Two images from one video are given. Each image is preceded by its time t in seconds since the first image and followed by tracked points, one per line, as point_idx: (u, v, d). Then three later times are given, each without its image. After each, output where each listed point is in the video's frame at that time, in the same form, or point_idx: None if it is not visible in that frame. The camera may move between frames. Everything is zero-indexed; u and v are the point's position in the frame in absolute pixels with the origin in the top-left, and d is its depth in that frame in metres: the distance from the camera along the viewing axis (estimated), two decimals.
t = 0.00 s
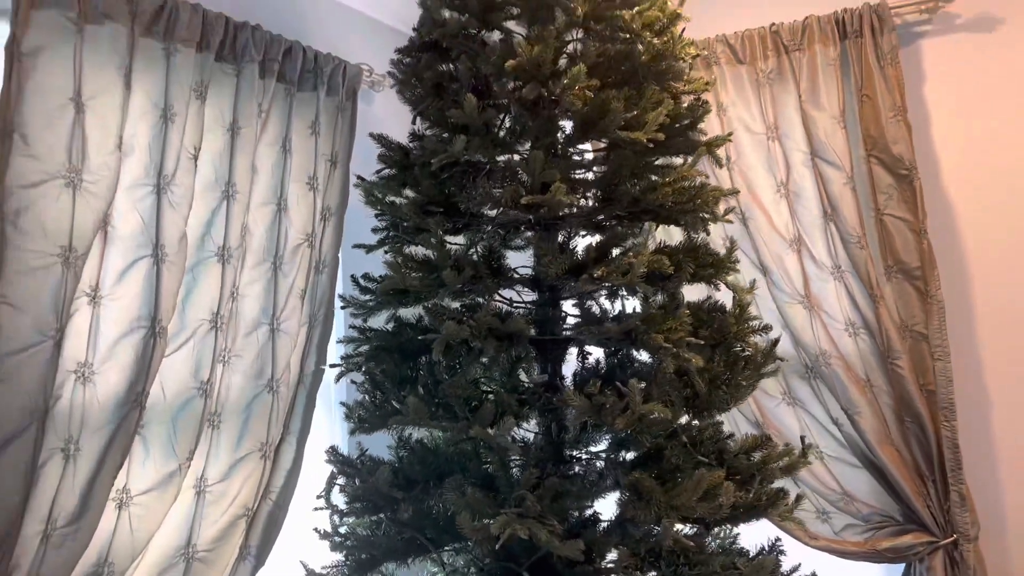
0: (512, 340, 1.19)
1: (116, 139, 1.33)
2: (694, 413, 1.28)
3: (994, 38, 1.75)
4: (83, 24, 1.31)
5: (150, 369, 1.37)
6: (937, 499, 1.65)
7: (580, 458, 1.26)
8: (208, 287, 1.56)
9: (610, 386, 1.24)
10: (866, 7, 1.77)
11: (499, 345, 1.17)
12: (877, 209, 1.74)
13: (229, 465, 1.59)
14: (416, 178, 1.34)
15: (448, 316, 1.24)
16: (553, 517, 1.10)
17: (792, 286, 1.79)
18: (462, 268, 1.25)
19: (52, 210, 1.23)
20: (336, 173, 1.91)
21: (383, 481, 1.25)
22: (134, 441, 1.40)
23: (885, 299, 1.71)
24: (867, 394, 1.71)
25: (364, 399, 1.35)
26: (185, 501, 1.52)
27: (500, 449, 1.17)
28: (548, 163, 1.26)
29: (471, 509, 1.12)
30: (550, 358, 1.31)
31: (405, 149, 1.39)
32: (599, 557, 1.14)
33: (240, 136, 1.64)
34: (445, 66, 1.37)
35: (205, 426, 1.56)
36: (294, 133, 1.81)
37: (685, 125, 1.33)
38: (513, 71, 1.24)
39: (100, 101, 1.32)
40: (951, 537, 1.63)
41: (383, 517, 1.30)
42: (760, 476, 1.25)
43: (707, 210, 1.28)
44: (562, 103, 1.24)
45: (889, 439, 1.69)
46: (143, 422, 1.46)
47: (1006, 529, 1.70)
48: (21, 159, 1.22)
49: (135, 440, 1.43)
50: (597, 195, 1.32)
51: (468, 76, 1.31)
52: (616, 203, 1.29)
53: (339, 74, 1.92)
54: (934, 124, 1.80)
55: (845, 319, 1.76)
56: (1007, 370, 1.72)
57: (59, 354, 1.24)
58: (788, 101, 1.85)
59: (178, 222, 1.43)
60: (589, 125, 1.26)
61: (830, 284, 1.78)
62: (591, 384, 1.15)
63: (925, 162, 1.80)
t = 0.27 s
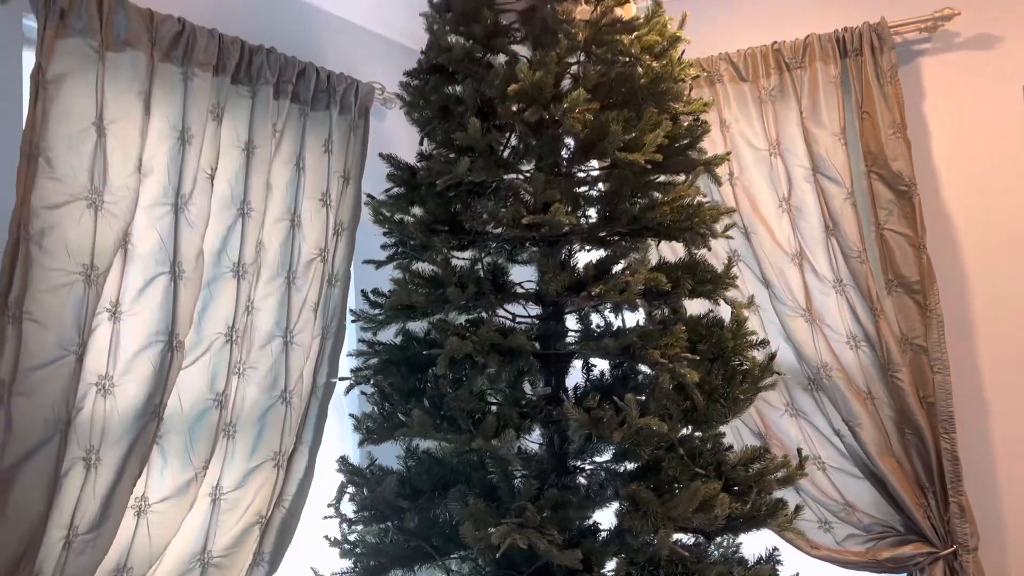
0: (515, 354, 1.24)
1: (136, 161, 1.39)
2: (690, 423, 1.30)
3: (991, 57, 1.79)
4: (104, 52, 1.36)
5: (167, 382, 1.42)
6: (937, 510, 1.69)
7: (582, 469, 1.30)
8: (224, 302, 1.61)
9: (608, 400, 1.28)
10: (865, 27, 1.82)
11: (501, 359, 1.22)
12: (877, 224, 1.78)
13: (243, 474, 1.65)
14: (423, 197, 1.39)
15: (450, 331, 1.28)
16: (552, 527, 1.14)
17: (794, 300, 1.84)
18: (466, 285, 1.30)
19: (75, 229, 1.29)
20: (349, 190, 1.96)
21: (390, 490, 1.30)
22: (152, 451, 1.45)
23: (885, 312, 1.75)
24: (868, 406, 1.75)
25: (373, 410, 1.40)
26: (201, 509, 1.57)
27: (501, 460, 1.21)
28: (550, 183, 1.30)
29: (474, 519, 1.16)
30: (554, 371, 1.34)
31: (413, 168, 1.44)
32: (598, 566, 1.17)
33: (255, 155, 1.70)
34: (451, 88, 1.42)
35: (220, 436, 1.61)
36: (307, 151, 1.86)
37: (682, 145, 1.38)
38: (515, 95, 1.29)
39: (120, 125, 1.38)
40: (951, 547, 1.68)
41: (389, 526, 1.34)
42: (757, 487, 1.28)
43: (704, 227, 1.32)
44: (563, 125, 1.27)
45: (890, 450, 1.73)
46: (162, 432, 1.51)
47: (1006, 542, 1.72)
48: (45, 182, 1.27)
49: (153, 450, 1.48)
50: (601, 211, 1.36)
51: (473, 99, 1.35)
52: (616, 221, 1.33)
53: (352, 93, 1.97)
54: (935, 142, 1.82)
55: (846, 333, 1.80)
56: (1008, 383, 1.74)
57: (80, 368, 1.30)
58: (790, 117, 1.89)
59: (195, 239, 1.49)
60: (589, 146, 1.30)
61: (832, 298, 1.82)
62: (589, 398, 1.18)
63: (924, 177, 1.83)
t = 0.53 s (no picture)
0: (522, 366, 1.27)
1: (158, 178, 1.44)
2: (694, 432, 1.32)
3: (1004, 68, 1.78)
4: (128, 73, 1.42)
5: (187, 391, 1.47)
6: (950, 522, 1.69)
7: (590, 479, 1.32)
8: (242, 313, 1.65)
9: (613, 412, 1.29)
10: (876, 39, 1.84)
11: (508, 371, 1.25)
12: (889, 236, 1.78)
13: (260, 481, 1.68)
14: (435, 212, 1.42)
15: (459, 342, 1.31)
16: (558, 536, 1.17)
17: (805, 311, 1.85)
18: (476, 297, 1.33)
19: (99, 244, 1.35)
20: (367, 203, 1.99)
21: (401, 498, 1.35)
22: (172, 457, 1.50)
23: (898, 323, 1.75)
24: (880, 417, 1.76)
25: (386, 419, 1.43)
26: (219, 515, 1.61)
27: (508, 470, 1.24)
28: (558, 198, 1.34)
29: (482, 527, 1.19)
30: (564, 381, 1.35)
31: (425, 183, 1.47)
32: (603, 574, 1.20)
33: (274, 170, 1.75)
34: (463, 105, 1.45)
35: (238, 445, 1.64)
36: (325, 165, 1.90)
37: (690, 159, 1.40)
38: (524, 112, 1.31)
39: (143, 143, 1.43)
40: (963, 560, 1.67)
41: (401, 533, 1.37)
42: (764, 499, 1.29)
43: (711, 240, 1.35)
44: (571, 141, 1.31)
45: (902, 461, 1.74)
46: (182, 440, 1.55)
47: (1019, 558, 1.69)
48: (70, 199, 1.33)
49: (174, 457, 1.53)
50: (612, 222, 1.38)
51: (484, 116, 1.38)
52: (624, 234, 1.34)
53: (370, 108, 2.01)
54: (946, 154, 1.82)
55: (859, 345, 1.81)
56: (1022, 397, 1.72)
57: (103, 378, 1.35)
58: (802, 130, 1.90)
59: (215, 252, 1.54)
60: (597, 161, 1.32)
61: (844, 309, 1.82)
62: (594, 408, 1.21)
63: (937, 189, 1.83)
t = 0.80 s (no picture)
0: (517, 369, 1.28)
1: (161, 183, 1.46)
2: (690, 435, 1.32)
3: (1011, 71, 1.76)
4: (132, 79, 1.44)
5: (190, 392, 1.49)
6: (955, 528, 1.68)
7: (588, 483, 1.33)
8: (246, 316, 1.67)
9: (609, 414, 1.30)
10: (881, 42, 1.82)
11: (504, 374, 1.26)
12: (894, 240, 1.77)
13: (263, 482, 1.70)
14: (433, 216, 1.43)
15: (455, 345, 1.32)
16: (549, 539, 1.18)
17: (810, 315, 1.84)
18: (472, 300, 1.34)
19: (102, 247, 1.37)
20: (372, 207, 2.01)
21: (397, 499, 1.35)
22: (175, 458, 1.51)
23: (901, 328, 1.74)
24: (884, 423, 1.75)
25: (385, 422, 1.44)
26: (222, 515, 1.63)
27: (503, 473, 1.24)
28: (555, 201, 1.34)
29: (475, 529, 1.20)
30: (563, 385, 1.36)
31: (425, 187, 1.47)
32: None
33: (278, 174, 1.77)
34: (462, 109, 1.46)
35: (242, 445, 1.66)
36: (330, 169, 1.91)
37: (689, 162, 1.40)
38: (521, 117, 1.32)
39: (146, 148, 1.46)
40: (968, 566, 1.66)
41: (397, 534, 1.38)
42: (760, 503, 1.29)
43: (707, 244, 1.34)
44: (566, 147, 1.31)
45: (906, 467, 1.73)
46: (185, 440, 1.57)
47: None
48: (74, 204, 1.35)
49: (176, 458, 1.54)
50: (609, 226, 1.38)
51: (482, 121, 1.39)
52: (621, 239, 1.35)
53: (376, 112, 2.02)
54: (952, 158, 1.80)
55: (864, 349, 1.80)
56: None
57: (106, 379, 1.37)
58: (806, 133, 1.89)
59: (218, 256, 1.56)
60: (594, 165, 1.32)
61: (848, 313, 1.81)
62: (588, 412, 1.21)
63: (943, 193, 1.81)
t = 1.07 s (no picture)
0: (518, 367, 1.30)
1: (173, 182, 1.50)
2: (692, 437, 1.30)
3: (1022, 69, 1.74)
4: (143, 80, 1.47)
5: (200, 387, 1.52)
6: (963, 529, 1.66)
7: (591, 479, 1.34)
8: (256, 312, 1.70)
9: (610, 412, 1.31)
10: (890, 40, 1.81)
11: (505, 371, 1.28)
12: (902, 239, 1.76)
13: (273, 477, 1.72)
14: (437, 214, 1.44)
15: (457, 342, 1.34)
16: (548, 534, 1.20)
17: (818, 314, 1.83)
18: (475, 298, 1.36)
19: (115, 245, 1.40)
20: (383, 206, 2.03)
21: (400, 494, 1.36)
22: (185, 451, 1.54)
23: (909, 327, 1.74)
24: (892, 422, 1.75)
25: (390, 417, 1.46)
26: (232, 508, 1.66)
27: (504, 469, 1.25)
28: (557, 200, 1.35)
29: (475, 523, 1.22)
30: (566, 382, 1.37)
31: (430, 186, 1.48)
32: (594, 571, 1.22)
33: (288, 174, 1.79)
34: (467, 109, 1.47)
35: (252, 440, 1.69)
36: (340, 169, 1.94)
37: (693, 161, 1.40)
38: (524, 117, 1.33)
39: (158, 148, 1.49)
40: (976, 568, 1.64)
41: (401, 529, 1.40)
42: (761, 502, 1.29)
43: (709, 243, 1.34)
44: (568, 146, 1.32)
45: (915, 467, 1.72)
46: (196, 434, 1.60)
47: None
48: (87, 203, 1.39)
49: (187, 451, 1.57)
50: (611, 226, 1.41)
51: (486, 120, 1.40)
52: (624, 238, 1.36)
53: (387, 112, 2.04)
54: (963, 156, 1.79)
55: (872, 349, 1.79)
56: None
57: (118, 374, 1.41)
58: (815, 132, 1.88)
59: (228, 254, 1.59)
60: (596, 164, 1.33)
61: (857, 313, 1.80)
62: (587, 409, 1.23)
63: (954, 192, 1.79)
